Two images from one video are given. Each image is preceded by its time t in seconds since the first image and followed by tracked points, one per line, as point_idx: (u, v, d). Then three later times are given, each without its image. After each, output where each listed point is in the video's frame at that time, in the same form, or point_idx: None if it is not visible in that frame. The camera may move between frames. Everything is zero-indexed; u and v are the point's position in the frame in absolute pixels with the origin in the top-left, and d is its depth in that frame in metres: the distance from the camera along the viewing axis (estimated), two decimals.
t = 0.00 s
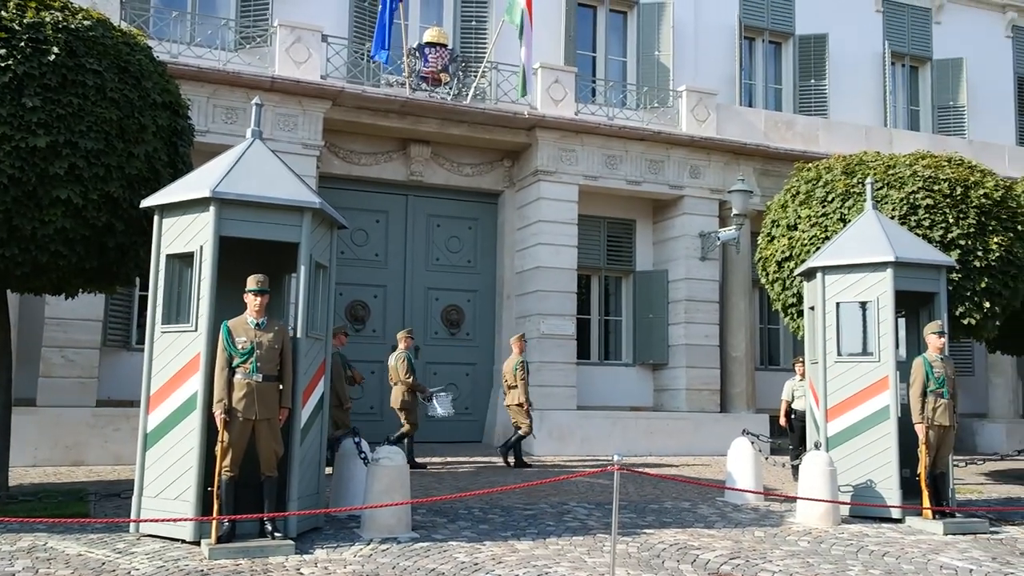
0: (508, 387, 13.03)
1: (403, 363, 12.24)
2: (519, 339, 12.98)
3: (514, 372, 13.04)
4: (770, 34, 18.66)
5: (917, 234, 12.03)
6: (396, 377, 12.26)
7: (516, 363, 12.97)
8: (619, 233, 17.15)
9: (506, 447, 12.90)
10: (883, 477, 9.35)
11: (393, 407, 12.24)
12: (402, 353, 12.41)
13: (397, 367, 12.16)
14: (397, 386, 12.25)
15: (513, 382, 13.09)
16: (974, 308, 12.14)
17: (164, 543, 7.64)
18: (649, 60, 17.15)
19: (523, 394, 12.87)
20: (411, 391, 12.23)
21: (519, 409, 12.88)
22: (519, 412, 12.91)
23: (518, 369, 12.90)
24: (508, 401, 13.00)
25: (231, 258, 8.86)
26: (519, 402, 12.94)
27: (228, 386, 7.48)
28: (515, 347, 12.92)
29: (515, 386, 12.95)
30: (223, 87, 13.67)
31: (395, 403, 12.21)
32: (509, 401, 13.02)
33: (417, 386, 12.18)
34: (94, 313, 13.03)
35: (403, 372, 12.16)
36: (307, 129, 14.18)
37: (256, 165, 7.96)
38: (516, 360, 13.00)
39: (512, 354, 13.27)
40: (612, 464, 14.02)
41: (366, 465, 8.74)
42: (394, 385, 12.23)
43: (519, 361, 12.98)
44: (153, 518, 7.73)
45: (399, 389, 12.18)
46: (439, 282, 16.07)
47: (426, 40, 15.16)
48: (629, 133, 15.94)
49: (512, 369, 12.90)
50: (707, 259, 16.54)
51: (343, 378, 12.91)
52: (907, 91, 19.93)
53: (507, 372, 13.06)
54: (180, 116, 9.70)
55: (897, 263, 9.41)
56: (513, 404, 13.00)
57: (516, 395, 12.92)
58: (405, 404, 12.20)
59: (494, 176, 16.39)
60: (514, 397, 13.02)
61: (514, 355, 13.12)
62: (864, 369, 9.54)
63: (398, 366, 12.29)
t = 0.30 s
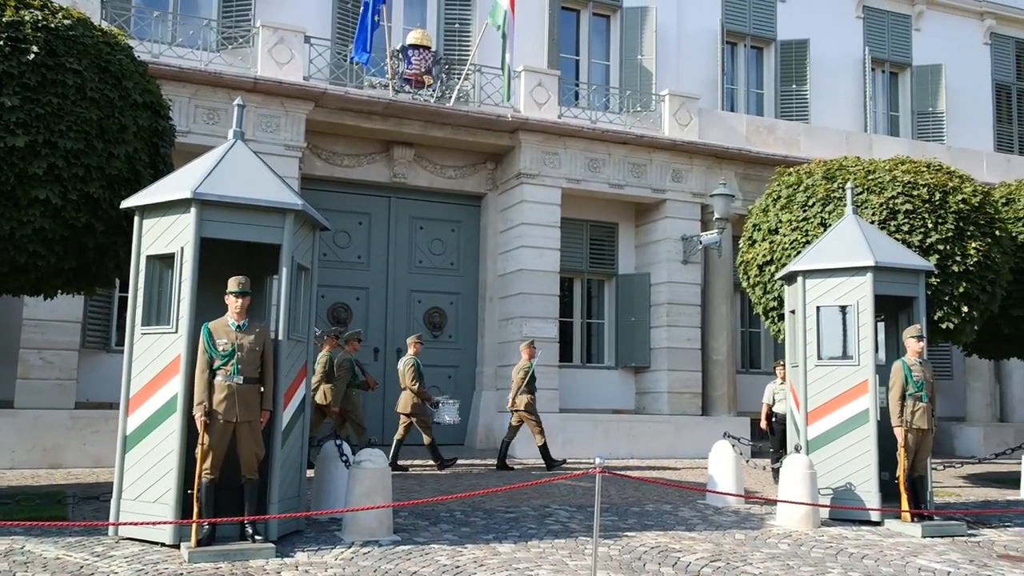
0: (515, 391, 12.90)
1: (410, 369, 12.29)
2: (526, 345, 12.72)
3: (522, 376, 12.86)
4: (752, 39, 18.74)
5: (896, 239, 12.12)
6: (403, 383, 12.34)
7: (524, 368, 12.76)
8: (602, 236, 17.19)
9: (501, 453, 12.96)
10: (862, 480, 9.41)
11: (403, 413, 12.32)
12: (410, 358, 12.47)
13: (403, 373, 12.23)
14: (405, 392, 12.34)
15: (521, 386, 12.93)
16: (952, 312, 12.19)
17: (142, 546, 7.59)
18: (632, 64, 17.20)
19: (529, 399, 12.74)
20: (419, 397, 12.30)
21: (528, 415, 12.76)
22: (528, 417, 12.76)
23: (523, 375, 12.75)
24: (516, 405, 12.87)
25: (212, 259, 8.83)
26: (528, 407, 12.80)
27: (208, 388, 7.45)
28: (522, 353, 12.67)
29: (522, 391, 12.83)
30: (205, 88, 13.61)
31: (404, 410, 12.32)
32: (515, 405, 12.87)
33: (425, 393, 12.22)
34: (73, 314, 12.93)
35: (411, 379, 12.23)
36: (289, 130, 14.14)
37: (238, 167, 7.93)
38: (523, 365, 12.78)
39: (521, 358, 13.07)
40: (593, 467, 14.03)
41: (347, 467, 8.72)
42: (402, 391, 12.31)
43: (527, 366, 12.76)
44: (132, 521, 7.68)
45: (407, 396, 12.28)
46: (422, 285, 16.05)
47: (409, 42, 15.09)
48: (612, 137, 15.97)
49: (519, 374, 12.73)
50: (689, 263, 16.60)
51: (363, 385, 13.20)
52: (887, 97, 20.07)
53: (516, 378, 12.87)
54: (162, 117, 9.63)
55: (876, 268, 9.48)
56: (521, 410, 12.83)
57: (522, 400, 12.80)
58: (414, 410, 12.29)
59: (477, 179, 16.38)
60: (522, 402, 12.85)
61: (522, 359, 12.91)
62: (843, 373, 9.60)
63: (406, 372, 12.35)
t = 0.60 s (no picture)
0: (528, 390, 12.88)
1: (428, 367, 12.62)
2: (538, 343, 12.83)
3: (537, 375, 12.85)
4: (739, 37, 18.77)
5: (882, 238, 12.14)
6: (420, 380, 12.65)
7: (539, 367, 12.84)
8: (589, 235, 17.18)
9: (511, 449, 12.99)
10: (848, 478, 9.43)
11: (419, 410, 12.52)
12: (427, 356, 12.74)
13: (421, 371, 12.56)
14: (422, 389, 12.58)
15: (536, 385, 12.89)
16: (938, 311, 12.23)
17: (126, 547, 7.54)
18: (619, 63, 17.18)
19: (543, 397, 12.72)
20: (435, 394, 12.56)
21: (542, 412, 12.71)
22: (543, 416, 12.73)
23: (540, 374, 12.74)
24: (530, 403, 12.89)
25: (197, 258, 8.77)
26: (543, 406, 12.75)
27: (193, 387, 7.39)
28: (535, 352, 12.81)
29: (536, 389, 12.78)
30: (189, 85, 13.54)
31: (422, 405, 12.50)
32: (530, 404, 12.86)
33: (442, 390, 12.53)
34: (57, 314, 12.84)
35: (427, 375, 12.55)
36: (275, 128, 14.07)
37: (223, 165, 7.87)
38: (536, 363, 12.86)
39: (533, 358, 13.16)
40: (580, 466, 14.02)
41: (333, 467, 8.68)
42: (419, 388, 12.58)
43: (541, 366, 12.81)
44: (116, 521, 7.62)
45: (423, 392, 12.52)
46: (409, 283, 16.01)
47: (396, 40, 15.08)
48: (599, 135, 15.96)
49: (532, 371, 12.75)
50: (676, 261, 16.61)
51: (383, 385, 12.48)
52: (874, 96, 20.11)
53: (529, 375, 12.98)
54: (145, 114, 9.54)
55: (863, 267, 9.48)
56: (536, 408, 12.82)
57: (537, 398, 12.78)
58: (430, 407, 12.50)
59: (464, 177, 16.34)
60: (536, 400, 12.84)
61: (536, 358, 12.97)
62: (830, 371, 9.61)
63: (424, 370, 12.65)
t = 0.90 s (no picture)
0: (541, 390, 12.93)
1: (444, 367, 12.73)
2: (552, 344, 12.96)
3: (550, 375, 12.90)
4: (728, 36, 18.82)
5: (870, 236, 12.20)
6: (436, 380, 12.75)
7: (554, 367, 12.90)
8: (579, 233, 17.20)
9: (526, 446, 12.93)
10: (836, 476, 9.48)
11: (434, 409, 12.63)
12: (444, 356, 12.85)
13: (437, 371, 12.69)
14: (438, 389, 12.73)
15: (550, 386, 12.94)
16: (925, 309, 12.32)
17: (115, 545, 7.52)
18: (609, 61, 17.19)
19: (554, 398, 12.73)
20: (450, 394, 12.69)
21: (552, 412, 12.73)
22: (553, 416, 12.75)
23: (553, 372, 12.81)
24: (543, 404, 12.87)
25: (186, 256, 8.75)
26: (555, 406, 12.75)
27: (182, 384, 7.38)
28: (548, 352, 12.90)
29: (549, 389, 12.84)
30: (178, 82, 13.50)
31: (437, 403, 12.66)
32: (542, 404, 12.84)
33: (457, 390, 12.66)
34: (45, 311, 12.80)
35: (444, 376, 12.66)
36: (264, 125, 14.04)
37: (211, 162, 7.85)
38: (550, 364, 12.95)
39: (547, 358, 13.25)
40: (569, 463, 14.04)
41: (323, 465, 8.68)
42: (434, 388, 12.73)
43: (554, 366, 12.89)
44: (104, 519, 7.60)
45: (438, 393, 12.67)
46: (398, 281, 16.01)
47: (386, 37, 15.01)
48: (589, 133, 15.99)
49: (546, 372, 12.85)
50: (665, 260, 16.64)
51: (402, 387, 12.20)
52: (862, 96, 20.21)
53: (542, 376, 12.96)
54: (134, 111, 9.48)
55: (851, 266, 9.53)
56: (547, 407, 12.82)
57: (549, 398, 12.80)
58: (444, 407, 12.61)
59: (454, 175, 16.34)
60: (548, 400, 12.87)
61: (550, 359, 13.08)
62: (818, 369, 9.65)
63: (440, 369, 12.74)
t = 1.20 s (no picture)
0: (556, 380, 13.11)
1: (463, 359, 12.85)
2: (567, 335, 13.00)
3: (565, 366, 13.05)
4: (717, 29, 18.83)
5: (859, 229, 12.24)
6: (454, 371, 12.91)
7: (568, 359, 12.98)
8: (569, 226, 17.21)
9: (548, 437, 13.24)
10: (827, 467, 9.51)
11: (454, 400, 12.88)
12: (461, 349, 12.95)
13: (456, 363, 12.83)
14: (455, 380, 12.92)
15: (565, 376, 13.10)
16: (915, 300, 12.36)
17: (106, 542, 7.50)
18: (599, 55, 17.17)
19: (570, 389, 12.96)
20: (468, 385, 12.90)
21: (570, 402, 13.04)
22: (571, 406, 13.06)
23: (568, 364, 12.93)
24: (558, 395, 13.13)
25: (175, 253, 8.72)
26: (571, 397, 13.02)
27: (172, 381, 7.35)
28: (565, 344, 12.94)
29: (564, 381, 13.02)
30: (165, 77, 13.43)
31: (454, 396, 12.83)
32: (558, 395, 13.13)
33: (475, 380, 12.86)
34: (34, 309, 12.75)
35: (463, 368, 12.78)
36: (253, 121, 14.00)
37: (199, 158, 7.82)
38: (566, 355, 13.03)
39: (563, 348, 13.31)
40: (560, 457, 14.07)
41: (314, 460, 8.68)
42: (452, 379, 12.90)
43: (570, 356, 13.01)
44: (95, 516, 7.58)
45: (457, 384, 12.84)
46: (389, 276, 16.00)
47: (374, 32, 14.97)
48: (578, 127, 15.98)
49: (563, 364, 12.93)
50: (656, 253, 16.66)
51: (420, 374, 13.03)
52: (851, 88, 20.25)
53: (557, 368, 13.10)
54: (122, 107, 9.43)
55: (840, 258, 9.56)
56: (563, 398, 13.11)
57: (565, 389, 13.08)
58: (465, 397, 12.86)
59: (444, 170, 16.31)
60: (564, 391, 13.11)
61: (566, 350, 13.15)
62: (808, 361, 9.68)
63: (458, 361, 12.91)
